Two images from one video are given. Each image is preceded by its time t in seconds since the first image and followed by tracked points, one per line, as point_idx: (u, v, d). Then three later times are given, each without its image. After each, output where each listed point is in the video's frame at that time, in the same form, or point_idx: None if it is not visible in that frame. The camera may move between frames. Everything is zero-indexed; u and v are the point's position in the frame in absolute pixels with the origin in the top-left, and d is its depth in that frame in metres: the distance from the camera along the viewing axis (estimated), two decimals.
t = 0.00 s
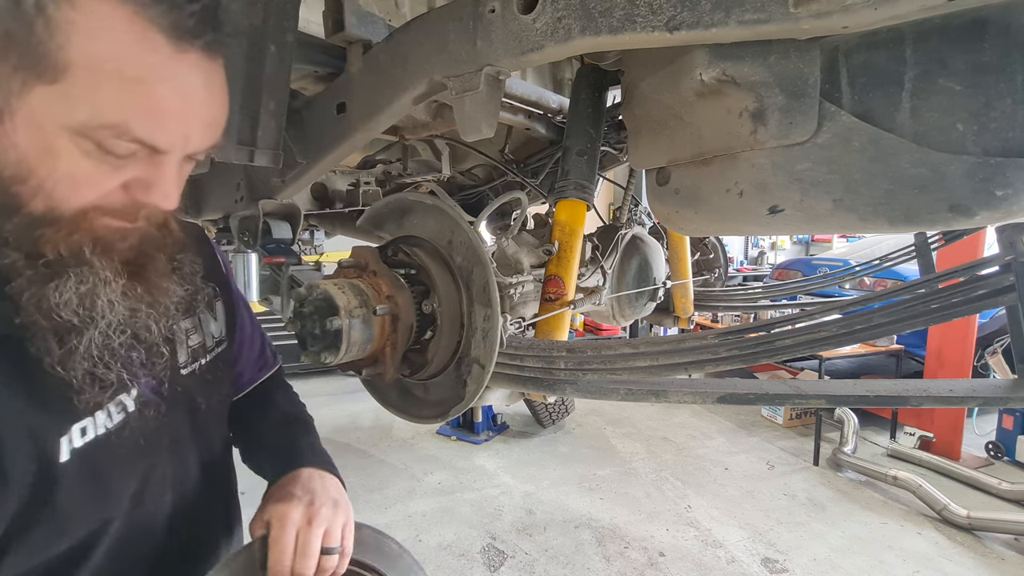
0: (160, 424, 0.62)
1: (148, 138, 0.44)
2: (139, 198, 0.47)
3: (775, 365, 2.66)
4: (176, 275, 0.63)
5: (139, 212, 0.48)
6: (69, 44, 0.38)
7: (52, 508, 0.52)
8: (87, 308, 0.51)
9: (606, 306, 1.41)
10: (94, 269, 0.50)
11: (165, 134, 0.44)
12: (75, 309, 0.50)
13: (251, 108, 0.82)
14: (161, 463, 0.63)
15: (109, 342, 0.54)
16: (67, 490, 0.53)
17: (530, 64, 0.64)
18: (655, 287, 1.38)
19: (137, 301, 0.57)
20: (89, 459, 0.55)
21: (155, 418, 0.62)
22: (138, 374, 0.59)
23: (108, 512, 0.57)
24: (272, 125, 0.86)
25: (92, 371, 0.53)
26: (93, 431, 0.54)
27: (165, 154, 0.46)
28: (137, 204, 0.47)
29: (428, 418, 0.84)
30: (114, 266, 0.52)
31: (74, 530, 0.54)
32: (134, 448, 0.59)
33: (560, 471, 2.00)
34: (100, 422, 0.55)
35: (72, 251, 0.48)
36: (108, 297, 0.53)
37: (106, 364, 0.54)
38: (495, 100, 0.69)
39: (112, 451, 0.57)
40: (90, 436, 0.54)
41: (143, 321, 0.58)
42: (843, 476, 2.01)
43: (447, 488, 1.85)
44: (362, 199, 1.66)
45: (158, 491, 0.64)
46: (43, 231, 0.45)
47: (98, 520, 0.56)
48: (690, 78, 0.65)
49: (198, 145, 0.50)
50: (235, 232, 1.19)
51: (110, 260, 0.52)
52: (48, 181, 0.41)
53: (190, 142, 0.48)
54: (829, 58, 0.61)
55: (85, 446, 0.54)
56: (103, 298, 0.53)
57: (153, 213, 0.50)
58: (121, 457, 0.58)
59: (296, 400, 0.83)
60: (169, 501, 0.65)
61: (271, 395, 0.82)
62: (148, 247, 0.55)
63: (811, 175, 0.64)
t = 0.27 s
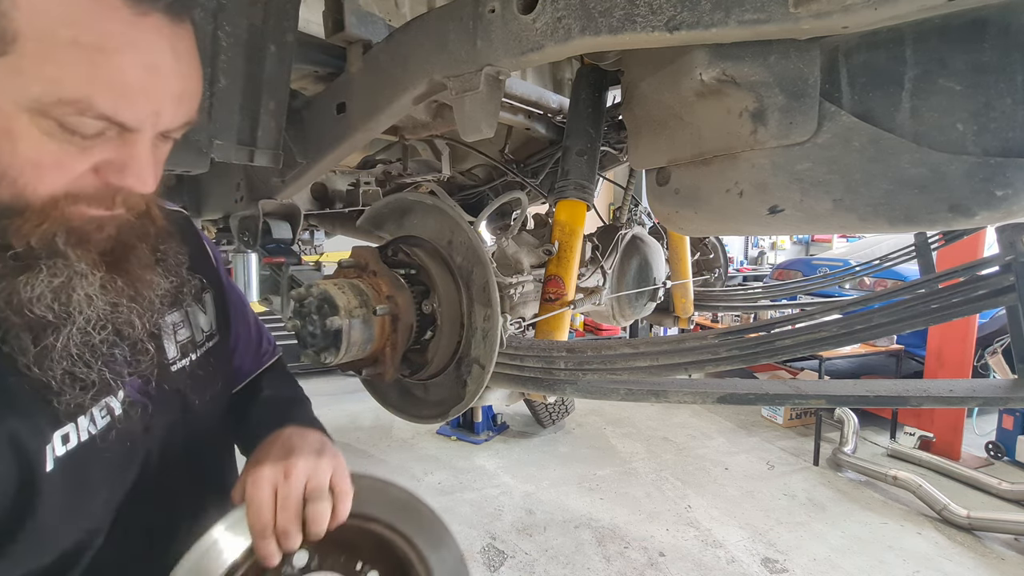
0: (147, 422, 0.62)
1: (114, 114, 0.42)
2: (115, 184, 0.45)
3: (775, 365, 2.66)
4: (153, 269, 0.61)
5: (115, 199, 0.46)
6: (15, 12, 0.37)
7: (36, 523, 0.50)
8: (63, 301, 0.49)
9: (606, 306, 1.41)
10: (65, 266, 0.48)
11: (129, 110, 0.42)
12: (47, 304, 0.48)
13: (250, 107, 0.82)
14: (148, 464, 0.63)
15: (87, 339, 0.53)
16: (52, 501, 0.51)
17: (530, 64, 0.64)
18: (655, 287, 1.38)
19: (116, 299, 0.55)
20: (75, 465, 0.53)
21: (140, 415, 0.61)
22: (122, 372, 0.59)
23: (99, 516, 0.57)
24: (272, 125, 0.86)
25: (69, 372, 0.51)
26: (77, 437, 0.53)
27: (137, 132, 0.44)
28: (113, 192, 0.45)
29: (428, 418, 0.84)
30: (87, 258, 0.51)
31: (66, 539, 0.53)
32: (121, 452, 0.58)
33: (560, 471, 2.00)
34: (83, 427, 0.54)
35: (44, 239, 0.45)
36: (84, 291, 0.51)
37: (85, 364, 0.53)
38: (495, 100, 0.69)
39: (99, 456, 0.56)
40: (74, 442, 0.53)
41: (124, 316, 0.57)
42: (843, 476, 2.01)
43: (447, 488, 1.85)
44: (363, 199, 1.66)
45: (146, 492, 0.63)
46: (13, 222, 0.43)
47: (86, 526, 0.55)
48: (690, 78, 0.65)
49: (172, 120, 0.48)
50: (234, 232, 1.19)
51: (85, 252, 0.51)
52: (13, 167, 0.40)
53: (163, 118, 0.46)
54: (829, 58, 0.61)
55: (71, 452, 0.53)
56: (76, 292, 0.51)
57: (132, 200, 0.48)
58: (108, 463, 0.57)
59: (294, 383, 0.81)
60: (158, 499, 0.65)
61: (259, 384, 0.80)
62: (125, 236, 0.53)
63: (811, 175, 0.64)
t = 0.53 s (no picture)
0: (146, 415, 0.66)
1: (79, 83, 0.50)
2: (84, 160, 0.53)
3: (775, 365, 2.66)
4: (141, 258, 0.70)
5: (91, 181, 0.55)
6: None
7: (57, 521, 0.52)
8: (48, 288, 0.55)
9: (606, 306, 1.41)
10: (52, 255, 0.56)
11: (94, 80, 0.51)
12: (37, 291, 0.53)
13: (250, 107, 0.82)
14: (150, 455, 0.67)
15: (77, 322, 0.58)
16: (73, 497, 0.54)
17: (530, 65, 0.64)
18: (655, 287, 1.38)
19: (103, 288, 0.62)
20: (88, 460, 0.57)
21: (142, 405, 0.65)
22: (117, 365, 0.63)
23: (113, 506, 0.60)
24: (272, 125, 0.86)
25: (65, 367, 0.54)
26: (88, 432, 0.56)
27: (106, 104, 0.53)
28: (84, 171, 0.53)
29: (428, 418, 0.84)
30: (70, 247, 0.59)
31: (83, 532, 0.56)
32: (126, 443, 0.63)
33: (560, 471, 2.00)
34: (92, 421, 0.57)
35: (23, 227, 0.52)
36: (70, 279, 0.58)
37: (76, 358, 0.56)
38: (495, 100, 0.69)
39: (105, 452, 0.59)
40: (87, 437, 0.56)
41: (113, 307, 0.62)
42: (843, 476, 2.01)
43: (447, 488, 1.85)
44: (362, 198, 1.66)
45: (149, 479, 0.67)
46: None
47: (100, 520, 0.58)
48: (690, 78, 0.65)
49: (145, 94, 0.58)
50: (235, 232, 1.19)
51: (66, 239, 0.59)
52: None
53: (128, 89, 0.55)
54: (829, 58, 0.61)
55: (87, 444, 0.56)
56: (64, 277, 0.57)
57: (111, 182, 0.57)
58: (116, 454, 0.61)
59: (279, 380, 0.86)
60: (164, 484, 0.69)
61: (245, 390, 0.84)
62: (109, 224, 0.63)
63: (811, 175, 0.64)
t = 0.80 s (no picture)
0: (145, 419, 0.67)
1: (62, 57, 0.47)
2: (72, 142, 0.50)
3: (774, 365, 2.66)
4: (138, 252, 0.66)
5: (85, 165, 0.52)
6: None
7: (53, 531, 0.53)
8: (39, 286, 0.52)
9: (607, 306, 1.41)
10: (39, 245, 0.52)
11: (78, 52, 0.48)
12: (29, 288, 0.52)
13: (250, 107, 0.82)
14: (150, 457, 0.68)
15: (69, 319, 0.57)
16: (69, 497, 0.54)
17: (530, 65, 0.64)
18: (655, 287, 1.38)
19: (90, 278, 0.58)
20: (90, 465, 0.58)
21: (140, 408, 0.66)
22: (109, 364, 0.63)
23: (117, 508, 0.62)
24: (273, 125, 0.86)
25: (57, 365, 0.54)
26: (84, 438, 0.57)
27: (92, 79, 0.50)
28: (73, 154, 0.50)
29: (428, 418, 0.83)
30: (59, 237, 0.53)
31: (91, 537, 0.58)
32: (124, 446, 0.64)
33: (560, 471, 2.00)
34: (92, 424, 0.58)
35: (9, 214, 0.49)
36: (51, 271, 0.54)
37: (71, 355, 0.56)
38: (495, 100, 0.68)
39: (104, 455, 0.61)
40: (86, 441, 0.57)
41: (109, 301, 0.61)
42: (843, 476, 2.01)
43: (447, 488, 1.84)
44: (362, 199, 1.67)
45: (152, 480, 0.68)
46: None
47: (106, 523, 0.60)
48: (690, 78, 0.65)
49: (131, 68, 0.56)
50: (234, 232, 1.18)
51: (55, 231, 0.53)
52: None
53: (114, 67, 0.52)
54: (829, 58, 0.61)
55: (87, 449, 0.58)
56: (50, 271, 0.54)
57: (105, 166, 0.53)
58: (114, 459, 0.62)
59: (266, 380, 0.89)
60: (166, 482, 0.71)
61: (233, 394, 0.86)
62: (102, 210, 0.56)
63: (811, 175, 0.64)
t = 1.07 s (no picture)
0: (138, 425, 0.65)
1: None
2: (31, 82, 0.49)
3: (775, 365, 2.66)
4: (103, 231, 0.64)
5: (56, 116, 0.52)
6: None
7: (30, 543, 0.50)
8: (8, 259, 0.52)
9: (607, 305, 1.41)
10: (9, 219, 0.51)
11: None
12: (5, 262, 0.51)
13: (250, 107, 0.82)
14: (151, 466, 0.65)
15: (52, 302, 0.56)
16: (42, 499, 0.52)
17: (530, 65, 0.64)
18: (655, 287, 1.38)
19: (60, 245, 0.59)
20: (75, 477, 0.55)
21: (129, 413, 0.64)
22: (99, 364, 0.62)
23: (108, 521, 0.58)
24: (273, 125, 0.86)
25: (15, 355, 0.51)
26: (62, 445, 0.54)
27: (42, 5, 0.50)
28: (32, 100, 0.50)
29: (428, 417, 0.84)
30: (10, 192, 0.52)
31: (76, 551, 0.54)
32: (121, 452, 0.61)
33: (560, 471, 2.00)
34: (72, 430, 0.56)
35: None
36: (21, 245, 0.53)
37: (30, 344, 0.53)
38: (495, 100, 0.68)
39: (94, 464, 0.58)
40: (66, 449, 0.54)
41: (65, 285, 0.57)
42: (843, 476, 2.01)
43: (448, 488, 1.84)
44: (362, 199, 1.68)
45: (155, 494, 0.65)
46: None
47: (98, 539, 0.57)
48: (690, 79, 0.65)
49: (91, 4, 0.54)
50: (234, 232, 1.18)
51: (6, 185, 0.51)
52: None
53: None
54: (829, 58, 0.61)
55: (69, 457, 0.55)
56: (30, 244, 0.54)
57: (71, 120, 0.53)
58: (106, 469, 0.59)
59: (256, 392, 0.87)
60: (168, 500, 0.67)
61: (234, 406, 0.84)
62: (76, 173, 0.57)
63: (811, 175, 0.64)
